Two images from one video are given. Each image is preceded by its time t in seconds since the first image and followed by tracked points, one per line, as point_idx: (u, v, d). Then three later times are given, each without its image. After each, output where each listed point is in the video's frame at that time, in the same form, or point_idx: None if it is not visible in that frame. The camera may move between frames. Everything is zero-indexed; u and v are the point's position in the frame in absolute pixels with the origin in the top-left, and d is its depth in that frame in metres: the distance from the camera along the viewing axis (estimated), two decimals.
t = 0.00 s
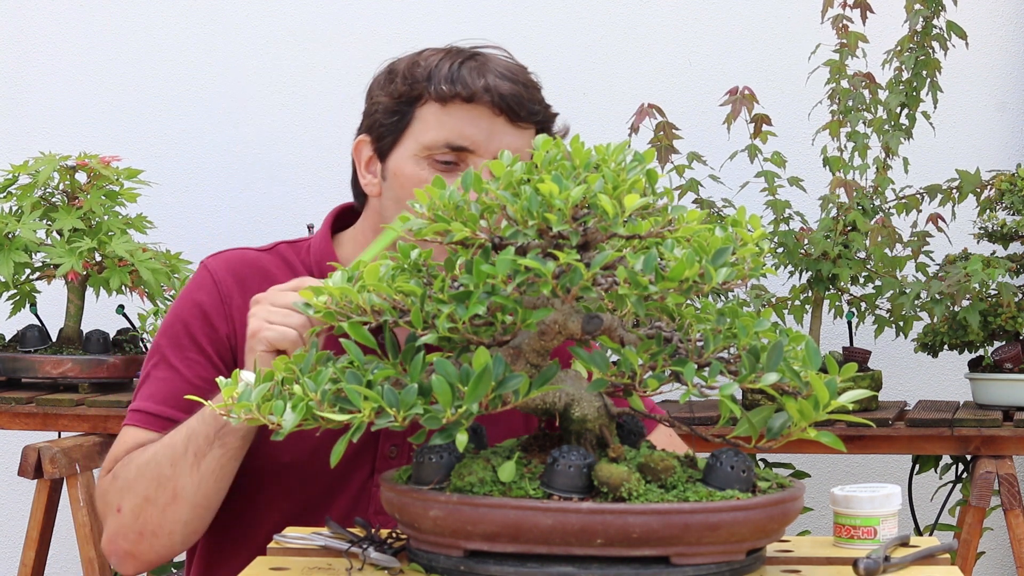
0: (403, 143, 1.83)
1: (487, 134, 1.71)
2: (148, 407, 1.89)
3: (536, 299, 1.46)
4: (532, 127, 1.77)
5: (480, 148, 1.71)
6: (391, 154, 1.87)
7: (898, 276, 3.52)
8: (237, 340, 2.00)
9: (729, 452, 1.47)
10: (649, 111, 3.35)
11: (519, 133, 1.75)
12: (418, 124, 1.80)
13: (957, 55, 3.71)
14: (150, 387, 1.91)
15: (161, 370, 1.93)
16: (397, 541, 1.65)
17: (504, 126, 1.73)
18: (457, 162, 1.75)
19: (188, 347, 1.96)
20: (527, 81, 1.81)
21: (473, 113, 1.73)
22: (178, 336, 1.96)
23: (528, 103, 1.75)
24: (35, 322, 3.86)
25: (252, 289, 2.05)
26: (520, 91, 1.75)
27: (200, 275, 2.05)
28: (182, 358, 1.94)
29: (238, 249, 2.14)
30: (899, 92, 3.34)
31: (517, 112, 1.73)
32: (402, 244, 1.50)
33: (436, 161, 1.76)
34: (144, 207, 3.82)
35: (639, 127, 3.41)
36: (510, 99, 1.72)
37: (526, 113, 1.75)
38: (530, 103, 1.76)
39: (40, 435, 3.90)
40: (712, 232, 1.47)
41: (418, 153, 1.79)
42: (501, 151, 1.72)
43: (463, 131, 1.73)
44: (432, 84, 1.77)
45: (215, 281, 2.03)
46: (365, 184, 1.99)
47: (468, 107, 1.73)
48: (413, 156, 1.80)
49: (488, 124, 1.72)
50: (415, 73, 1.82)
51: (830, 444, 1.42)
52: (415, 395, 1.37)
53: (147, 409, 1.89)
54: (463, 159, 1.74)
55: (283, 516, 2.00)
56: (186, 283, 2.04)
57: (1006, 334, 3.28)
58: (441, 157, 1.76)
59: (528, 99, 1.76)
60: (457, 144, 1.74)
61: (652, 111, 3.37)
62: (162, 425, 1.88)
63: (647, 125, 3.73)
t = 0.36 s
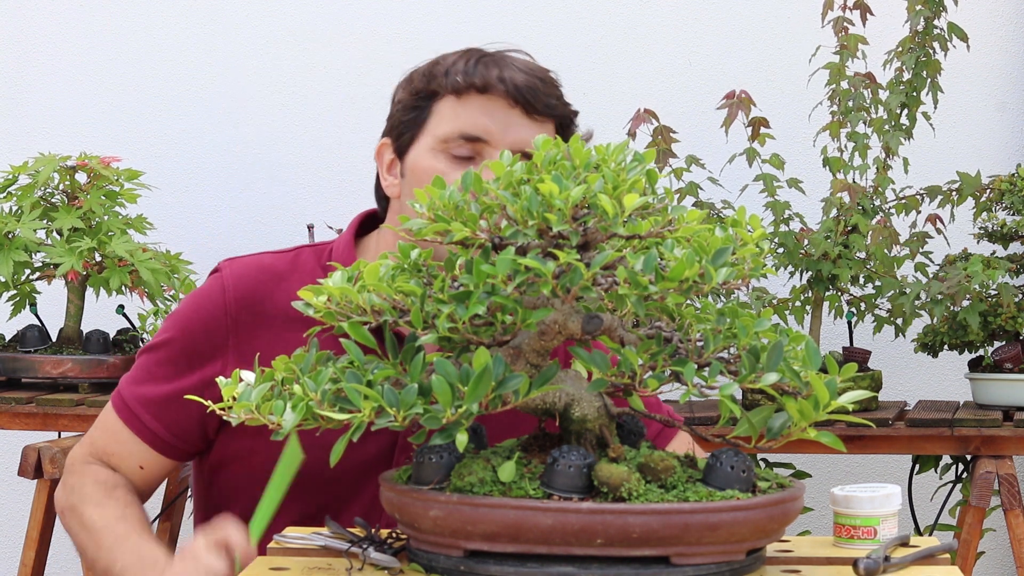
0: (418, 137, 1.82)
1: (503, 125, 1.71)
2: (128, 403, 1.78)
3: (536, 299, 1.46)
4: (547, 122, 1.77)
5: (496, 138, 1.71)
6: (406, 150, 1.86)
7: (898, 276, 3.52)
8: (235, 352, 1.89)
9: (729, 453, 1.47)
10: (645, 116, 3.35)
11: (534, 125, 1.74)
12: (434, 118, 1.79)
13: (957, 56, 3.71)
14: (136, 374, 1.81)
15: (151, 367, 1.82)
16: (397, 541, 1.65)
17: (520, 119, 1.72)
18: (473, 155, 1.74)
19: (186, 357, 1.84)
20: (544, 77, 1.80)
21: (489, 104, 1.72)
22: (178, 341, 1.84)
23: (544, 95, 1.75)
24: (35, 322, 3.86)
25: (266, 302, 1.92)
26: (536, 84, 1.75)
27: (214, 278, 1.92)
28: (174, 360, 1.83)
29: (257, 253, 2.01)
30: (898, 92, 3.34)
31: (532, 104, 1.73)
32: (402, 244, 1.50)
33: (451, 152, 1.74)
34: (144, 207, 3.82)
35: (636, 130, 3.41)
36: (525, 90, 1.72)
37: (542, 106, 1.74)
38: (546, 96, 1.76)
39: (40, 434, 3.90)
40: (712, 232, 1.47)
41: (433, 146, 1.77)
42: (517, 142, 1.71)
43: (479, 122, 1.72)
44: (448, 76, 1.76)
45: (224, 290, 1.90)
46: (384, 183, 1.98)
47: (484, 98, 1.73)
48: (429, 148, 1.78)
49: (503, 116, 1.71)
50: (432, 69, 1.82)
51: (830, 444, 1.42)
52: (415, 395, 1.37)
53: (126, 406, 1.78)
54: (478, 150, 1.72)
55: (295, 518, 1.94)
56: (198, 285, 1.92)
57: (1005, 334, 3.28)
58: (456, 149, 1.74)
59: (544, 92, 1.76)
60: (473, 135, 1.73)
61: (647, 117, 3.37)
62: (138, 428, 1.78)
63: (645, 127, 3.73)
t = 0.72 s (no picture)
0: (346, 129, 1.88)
1: (410, 96, 1.74)
2: (115, 426, 1.82)
3: (536, 299, 1.46)
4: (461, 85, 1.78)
5: (405, 109, 1.74)
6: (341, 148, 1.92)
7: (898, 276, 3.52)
8: (217, 365, 1.90)
9: (730, 452, 1.47)
10: (645, 112, 3.35)
11: (448, 90, 1.77)
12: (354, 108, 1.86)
13: (956, 56, 3.71)
14: (119, 397, 1.84)
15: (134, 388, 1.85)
16: (397, 541, 1.65)
17: (429, 86, 1.75)
18: (390, 131, 1.77)
19: (169, 375, 1.87)
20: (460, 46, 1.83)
21: (395, 78, 1.77)
22: (161, 359, 1.86)
23: (451, 59, 1.77)
24: (35, 322, 3.86)
25: (247, 313, 1.93)
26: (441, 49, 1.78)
27: (194, 292, 1.93)
28: (157, 381, 1.86)
29: (235, 263, 2.03)
30: (897, 92, 3.34)
31: (437, 69, 1.75)
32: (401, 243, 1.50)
33: (370, 134, 1.79)
34: (144, 208, 3.82)
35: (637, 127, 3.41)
36: (430, 57, 1.76)
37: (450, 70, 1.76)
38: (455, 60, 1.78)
39: (39, 434, 3.90)
40: (712, 232, 1.47)
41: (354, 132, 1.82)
42: (426, 108, 1.74)
43: (386, 97, 1.76)
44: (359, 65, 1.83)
45: (205, 304, 1.91)
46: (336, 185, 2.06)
47: (390, 74, 1.78)
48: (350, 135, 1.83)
49: (409, 85, 1.75)
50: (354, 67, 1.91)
51: (830, 444, 1.42)
52: (415, 395, 1.37)
53: (114, 428, 1.82)
54: (395, 128, 1.76)
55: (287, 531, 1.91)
56: (178, 299, 1.93)
57: (1006, 334, 3.28)
58: (375, 131, 1.79)
59: (451, 56, 1.78)
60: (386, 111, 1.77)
61: (649, 112, 3.37)
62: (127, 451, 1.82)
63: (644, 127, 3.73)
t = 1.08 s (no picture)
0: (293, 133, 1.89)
1: (353, 97, 1.77)
2: (89, 438, 1.85)
3: (536, 299, 1.46)
4: (403, 80, 1.81)
5: (348, 110, 1.77)
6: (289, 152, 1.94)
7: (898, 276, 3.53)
8: (185, 370, 1.91)
9: (730, 452, 1.47)
10: (648, 109, 3.35)
11: (390, 86, 1.79)
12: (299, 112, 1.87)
13: (955, 55, 3.71)
14: (90, 410, 1.87)
15: (105, 399, 1.88)
16: (397, 541, 1.65)
17: (370, 84, 1.78)
18: (335, 133, 1.80)
19: (139, 383, 1.89)
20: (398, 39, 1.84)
21: (335, 80, 1.79)
22: (130, 368, 1.89)
23: (390, 55, 1.79)
24: (35, 322, 3.86)
25: (211, 317, 1.95)
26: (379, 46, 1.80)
27: (161, 300, 1.96)
28: (126, 390, 1.88)
29: (201, 270, 2.05)
30: (896, 92, 3.35)
31: (378, 67, 1.77)
32: (401, 243, 1.50)
33: (317, 139, 1.81)
34: (144, 208, 3.82)
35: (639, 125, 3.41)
36: (369, 56, 1.77)
37: (390, 66, 1.79)
38: (394, 55, 1.80)
39: (38, 434, 3.90)
40: (712, 232, 1.47)
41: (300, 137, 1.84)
42: (371, 107, 1.77)
43: (330, 99, 1.78)
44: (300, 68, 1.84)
45: (170, 311, 1.93)
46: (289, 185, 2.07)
47: (330, 76, 1.79)
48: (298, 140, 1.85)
49: (350, 86, 1.77)
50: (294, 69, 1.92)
51: (830, 445, 1.42)
52: (415, 395, 1.37)
53: (87, 439, 1.85)
54: (341, 130, 1.79)
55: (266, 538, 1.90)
56: (145, 308, 1.95)
57: (1006, 334, 3.28)
58: (323, 134, 1.81)
59: (390, 52, 1.80)
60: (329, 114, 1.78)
61: (650, 110, 3.37)
62: (102, 461, 1.85)
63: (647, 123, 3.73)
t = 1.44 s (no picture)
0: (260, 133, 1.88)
1: (318, 96, 1.76)
2: (79, 447, 1.86)
3: (536, 299, 1.46)
4: (367, 77, 1.81)
5: (314, 109, 1.76)
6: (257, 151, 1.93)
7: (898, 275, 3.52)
8: (166, 372, 1.91)
9: (730, 452, 1.47)
10: (634, 107, 3.36)
11: (355, 83, 1.79)
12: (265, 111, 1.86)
13: (954, 55, 3.71)
14: (80, 421, 1.89)
15: (94, 409, 1.90)
16: (397, 541, 1.65)
17: (334, 82, 1.78)
18: (302, 132, 1.79)
19: (125, 390, 1.90)
20: (360, 36, 1.84)
21: (299, 79, 1.78)
22: (114, 376, 1.90)
23: (353, 53, 1.79)
24: (35, 322, 3.86)
25: (190, 317, 1.95)
26: (342, 44, 1.80)
27: (141, 306, 1.97)
28: (113, 398, 1.90)
29: (181, 274, 2.06)
30: (894, 92, 3.35)
31: (342, 65, 1.77)
32: (401, 243, 1.50)
33: (285, 138, 1.80)
34: (144, 208, 3.82)
35: (627, 123, 3.41)
36: (331, 54, 1.77)
37: (353, 64, 1.79)
38: (357, 53, 1.80)
39: (38, 434, 3.90)
40: (712, 232, 1.47)
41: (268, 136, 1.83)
42: (337, 106, 1.77)
43: (295, 99, 1.77)
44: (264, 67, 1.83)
45: (150, 316, 1.94)
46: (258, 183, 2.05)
47: (294, 75, 1.79)
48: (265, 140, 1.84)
49: (314, 85, 1.77)
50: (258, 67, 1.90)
51: (830, 445, 1.42)
52: (415, 395, 1.37)
53: (78, 449, 1.86)
54: (308, 129, 1.79)
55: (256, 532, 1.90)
56: (127, 315, 1.97)
57: (1005, 334, 3.28)
58: (290, 133, 1.80)
59: (353, 50, 1.80)
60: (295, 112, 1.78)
61: (638, 108, 3.37)
62: (93, 468, 1.86)
63: (637, 122, 3.73)
